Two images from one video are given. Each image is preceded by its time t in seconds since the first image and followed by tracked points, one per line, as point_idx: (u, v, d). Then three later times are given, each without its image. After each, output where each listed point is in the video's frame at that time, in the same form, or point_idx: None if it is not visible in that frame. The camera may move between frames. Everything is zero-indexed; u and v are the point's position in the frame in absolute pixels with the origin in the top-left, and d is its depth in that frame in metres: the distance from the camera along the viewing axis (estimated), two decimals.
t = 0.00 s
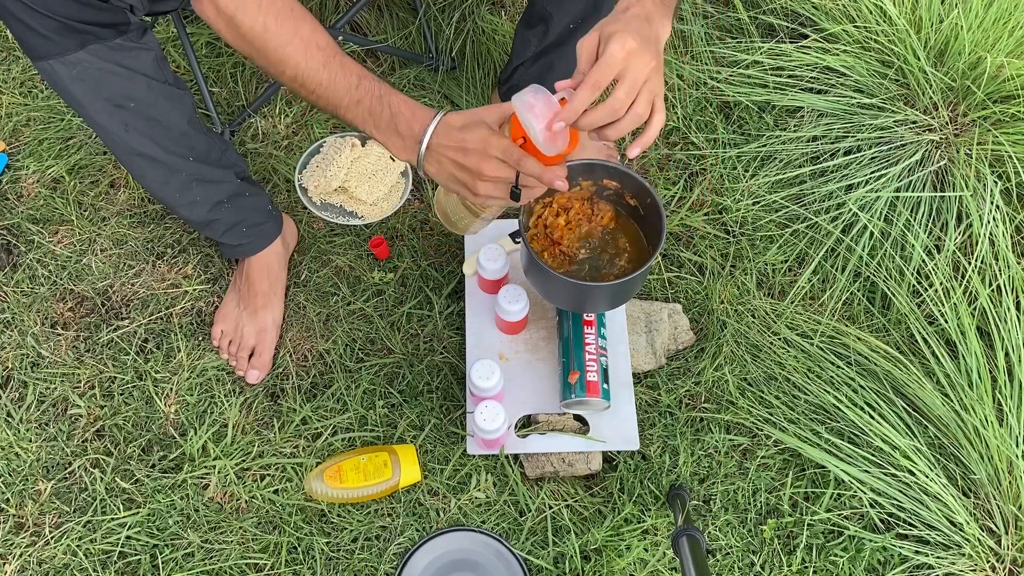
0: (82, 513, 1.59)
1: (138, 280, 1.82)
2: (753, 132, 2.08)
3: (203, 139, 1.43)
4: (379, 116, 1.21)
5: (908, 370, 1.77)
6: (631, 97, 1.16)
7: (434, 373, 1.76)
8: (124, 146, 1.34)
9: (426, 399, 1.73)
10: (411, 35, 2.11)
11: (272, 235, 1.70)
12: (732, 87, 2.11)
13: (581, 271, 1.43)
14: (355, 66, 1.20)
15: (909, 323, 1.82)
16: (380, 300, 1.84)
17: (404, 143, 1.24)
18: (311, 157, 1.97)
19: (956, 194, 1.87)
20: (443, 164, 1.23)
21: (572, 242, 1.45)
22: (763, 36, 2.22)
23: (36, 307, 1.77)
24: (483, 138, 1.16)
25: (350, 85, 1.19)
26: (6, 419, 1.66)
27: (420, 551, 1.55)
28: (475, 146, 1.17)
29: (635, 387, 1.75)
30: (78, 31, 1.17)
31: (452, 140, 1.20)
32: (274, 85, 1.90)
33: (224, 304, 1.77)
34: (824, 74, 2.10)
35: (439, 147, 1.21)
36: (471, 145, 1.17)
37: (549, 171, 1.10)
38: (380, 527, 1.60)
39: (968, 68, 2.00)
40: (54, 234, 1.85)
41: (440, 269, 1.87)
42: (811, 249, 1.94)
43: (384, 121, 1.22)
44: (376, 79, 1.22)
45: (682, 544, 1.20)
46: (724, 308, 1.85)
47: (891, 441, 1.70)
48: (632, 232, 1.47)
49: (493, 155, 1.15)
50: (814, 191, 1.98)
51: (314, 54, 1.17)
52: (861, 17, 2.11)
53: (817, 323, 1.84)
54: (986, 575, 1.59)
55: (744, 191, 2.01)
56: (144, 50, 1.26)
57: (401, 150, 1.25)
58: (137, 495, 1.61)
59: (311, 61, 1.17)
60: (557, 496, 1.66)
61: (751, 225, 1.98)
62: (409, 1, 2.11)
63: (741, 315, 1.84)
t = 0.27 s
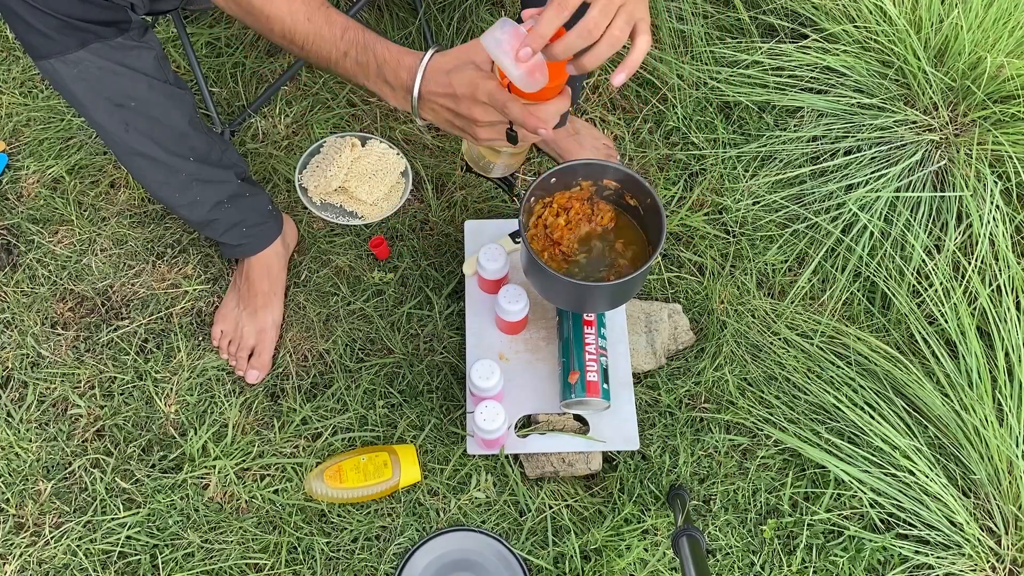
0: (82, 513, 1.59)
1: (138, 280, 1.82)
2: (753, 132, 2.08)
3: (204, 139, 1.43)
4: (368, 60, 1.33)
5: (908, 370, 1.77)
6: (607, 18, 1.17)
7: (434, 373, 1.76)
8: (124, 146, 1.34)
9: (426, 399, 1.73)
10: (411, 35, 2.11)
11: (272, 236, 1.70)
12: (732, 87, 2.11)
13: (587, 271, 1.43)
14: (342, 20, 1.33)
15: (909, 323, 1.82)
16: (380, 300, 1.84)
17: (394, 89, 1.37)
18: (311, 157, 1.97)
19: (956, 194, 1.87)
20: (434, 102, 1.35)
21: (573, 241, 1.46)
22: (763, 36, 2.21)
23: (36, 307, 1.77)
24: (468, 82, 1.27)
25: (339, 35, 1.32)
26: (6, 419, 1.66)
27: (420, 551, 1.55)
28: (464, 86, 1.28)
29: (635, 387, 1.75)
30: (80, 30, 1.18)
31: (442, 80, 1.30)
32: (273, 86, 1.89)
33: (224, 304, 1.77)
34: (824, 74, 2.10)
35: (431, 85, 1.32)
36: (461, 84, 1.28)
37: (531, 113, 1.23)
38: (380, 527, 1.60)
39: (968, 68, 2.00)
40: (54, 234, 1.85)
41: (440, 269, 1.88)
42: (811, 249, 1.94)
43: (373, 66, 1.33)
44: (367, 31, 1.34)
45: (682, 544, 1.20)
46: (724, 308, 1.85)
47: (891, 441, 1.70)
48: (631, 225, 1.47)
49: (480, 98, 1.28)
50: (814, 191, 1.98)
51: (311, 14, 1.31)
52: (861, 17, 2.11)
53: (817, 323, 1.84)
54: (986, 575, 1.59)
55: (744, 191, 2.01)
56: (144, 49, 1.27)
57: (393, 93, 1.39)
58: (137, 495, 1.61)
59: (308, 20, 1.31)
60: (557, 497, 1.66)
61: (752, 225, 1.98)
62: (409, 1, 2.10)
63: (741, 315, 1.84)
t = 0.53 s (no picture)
0: (82, 513, 1.59)
1: (138, 280, 1.82)
2: (753, 132, 2.08)
3: (203, 138, 1.43)
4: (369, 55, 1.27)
5: (908, 370, 1.77)
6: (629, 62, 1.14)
7: (434, 373, 1.76)
8: (122, 145, 1.34)
9: (426, 399, 1.73)
10: (411, 35, 2.11)
11: (272, 235, 1.70)
12: (732, 87, 2.11)
13: (583, 272, 1.43)
14: (343, 18, 1.28)
15: (909, 323, 1.82)
16: (380, 300, 1.84)
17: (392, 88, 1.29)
18: (311, 157, 1.96)
19: (956, 194, 1.87)
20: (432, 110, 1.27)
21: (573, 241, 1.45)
22: (763, 36, 2.21)
23: (36, 307, 1.77)
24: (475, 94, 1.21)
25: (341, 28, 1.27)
26: (6, 419, 1.66)
27: (420, 551, 1.55)
28: (469, 96, 1.22)
29: (635, 387, 1.75)
30: (76, 29, 1.17)
31: (445, 88, 1.25)
32: (273, 85, 1.89)
33: (224, 304, 1.77)
34: (824, 74, 2.10)
35: (431, 92, 1.26)
36: (466, 95, 1.22)
37: (539, 144, 1.18)
38: (380, 527, 1.60)
39: (968, 68, 2.00)
40: (54, 234, 1.85)
41: (440, 269, 1.87)
42: (811, 249, 1.94)
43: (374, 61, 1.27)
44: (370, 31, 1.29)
45: (682, 544, 1.20)
46: (724, 308, 1.85)
47: (891, 441, 1.70)
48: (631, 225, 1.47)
49: (484, 112, 1.21)
50: (814, 191, 1.98)
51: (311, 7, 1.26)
52: (861, 17, 2.11)
53: (817, 323, 1.84)
54: (986, 575, 1.59)
55: (744, 191, 2.01)
56: (142, 48, 1.27)
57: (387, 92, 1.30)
58: (137, 495, 1.61)
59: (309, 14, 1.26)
60: (557, 496, 1.66)
61: (752, 225, 1.98)
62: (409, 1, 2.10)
63: (741, 315, 1.84)
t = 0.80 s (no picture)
0: (82, 513, 1.59)
1: (138, 280, 1.82)
2: (753, 132, 2.08)
3: (203, 139, 1.43)
4: (417, 107, 1.12)
5: (908, 370, 1.77)
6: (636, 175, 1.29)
7: (434, 373, 1.76)
8: (123, 146, 1.34)
9: (426, 399, 1.73)
10: (411, 35, 2.11)
11: (272, 235, 1.70)
12: (732, 87, 2.11)
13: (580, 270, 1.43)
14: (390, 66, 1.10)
15: (909, 323, 1.82)
16: (380, 300, 1.84)
17: (434, 137, 1.14)
18: (311, 157, 1.97)
19: (956, 194, 1.87)
20: (461, 176, 1.17)
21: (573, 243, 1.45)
22: (763, 36, 2.21)
23: (36, 307, 1.76)
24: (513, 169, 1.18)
25: (384, 74, 1.09)
26: (6, 419, 1.66)
27: (420, 551, 1.55)
28: (504, 170, 1.17)
29: (635, 387, 1.75)
30: (76, 31, 1.17)
31: (479, 155, 1.17)
32: (273, 85, 1.89)
33: (224, 304, 1.77)
34: (824, 74, 2.10)
35: (465, 158, 1.16)
36: (501, 168, 1.17)
37: (566, 222, 1.19)
38: (380, 527, 1.60)
39: (968, 68, 2.00)
40: (54, 234, 1.85)
41: (440, 269, 1.87)
42: (811, 249, 1.94)
43: (420, 113, 1.13)
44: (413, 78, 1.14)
45: (682, 544, 1.20)
46: (724, 308, 1.85)
47: (891, 441, 1.70)
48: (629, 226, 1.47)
49: (523, 186, 1.19)
50: (814, 191, 1.98)
51: (348, 39, 1.05)
52: (861, 17, 2.11)
53: (817, 323, 1.84)
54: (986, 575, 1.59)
55: (744, 191, 2.01)
56: (143, 49, 1.26)
57: (426, 144, 1.14)
58: (137, 495, 1.61)
59: (344, 46, 1.04)
60: (557, 496, 1.66)
61: (752, 225, 1.98)
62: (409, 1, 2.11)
63: (741, 315, 1.84)
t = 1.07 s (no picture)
0: (82, 513, 1.59)
1: (138, 280, 1.82)
2: (754, 132, 2.08)
3: (204, 139, 1.43)
4: (444, 113, 1.12)
5: (908, 370, 1.77)
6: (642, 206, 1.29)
7: (434, 372, 1.76)
8: (123, 146, 1.34)
9: (426, 399, 1.73)
10: (411, 35, 2.11)
11: (272, 235, 1.70)
12: (732, 87, 2.11)
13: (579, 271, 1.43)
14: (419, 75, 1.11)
15: (909, 323, 1.82)
16: (380, 300, 1.84)
17: (462, 142, 1.12)
18: (311, 157, 1.96)
19: (956, 194, 1.87)
20: (482, 185, 1.15)
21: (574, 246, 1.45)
22: (763, 36, 2.21)
23: (36, 307, 1.77)
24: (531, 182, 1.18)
25: (412, 78, 1.10)
26: (6, 419, 1.66)
27: (420, 551, 1.55)
28: (523, 182, 1.17)
29: (635, 387, 1.75)
30: (77, 31, 1.17)
31: (499, 166, 1.16)
32: (273, 85, 1.89)
33: (224, 304, 1.77)
34: (824, 74, 2.10)
35: (487, 167, 1.15)
36: (520, 180, 1.16)
37: (575, 241, 1.18)
38: (380, 527, 1.60)
39: (968, 68, 2.00)
40: (54, 234, 1.85)
41: (440, 269, 1.87)
42: (811, 249, 1.94)
43: (448, 119, 1.12)
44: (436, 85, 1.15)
45: (682, 544, 1.20)
46: (724, 308, 1.85)
47: (891, 441, 1.70)
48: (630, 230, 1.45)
49: (539, 200, 1.17)
50: (814, 191, 1.98)
51: (375, 44, 1.06)
52: (861, 17, 2.11)
53: (817, 323, 1.84)
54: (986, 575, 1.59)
55: (744, 191, 2.01)
56: (144, 50, 1.26)
57: (453, 150, 1.12)
58: (137, 495, 1.61)
59: (373, 51, 1.05)
60: (557, 496, 1.66)
61: (752, 225, 1.98)
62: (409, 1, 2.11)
63: (741, 315, 1.84)
